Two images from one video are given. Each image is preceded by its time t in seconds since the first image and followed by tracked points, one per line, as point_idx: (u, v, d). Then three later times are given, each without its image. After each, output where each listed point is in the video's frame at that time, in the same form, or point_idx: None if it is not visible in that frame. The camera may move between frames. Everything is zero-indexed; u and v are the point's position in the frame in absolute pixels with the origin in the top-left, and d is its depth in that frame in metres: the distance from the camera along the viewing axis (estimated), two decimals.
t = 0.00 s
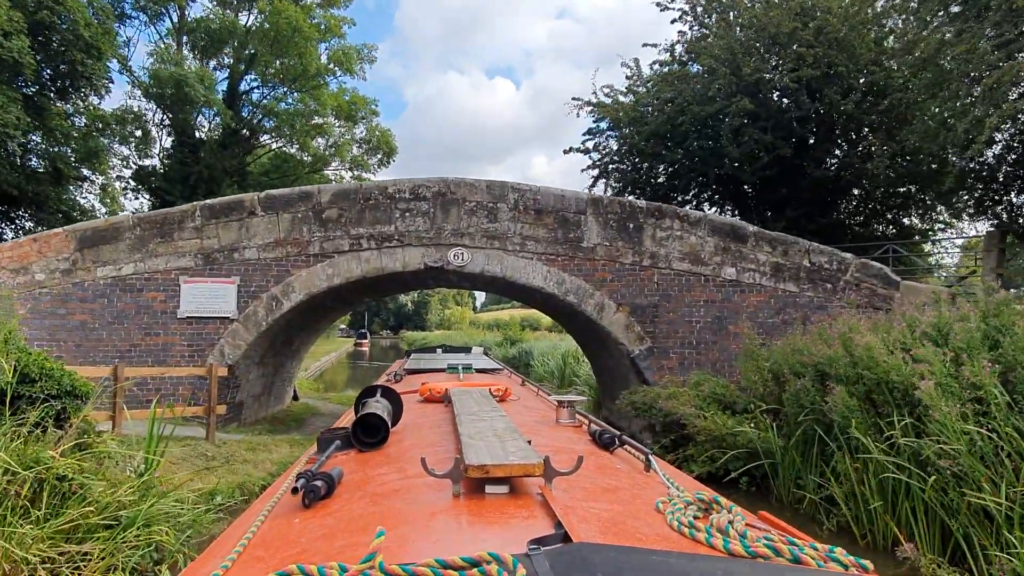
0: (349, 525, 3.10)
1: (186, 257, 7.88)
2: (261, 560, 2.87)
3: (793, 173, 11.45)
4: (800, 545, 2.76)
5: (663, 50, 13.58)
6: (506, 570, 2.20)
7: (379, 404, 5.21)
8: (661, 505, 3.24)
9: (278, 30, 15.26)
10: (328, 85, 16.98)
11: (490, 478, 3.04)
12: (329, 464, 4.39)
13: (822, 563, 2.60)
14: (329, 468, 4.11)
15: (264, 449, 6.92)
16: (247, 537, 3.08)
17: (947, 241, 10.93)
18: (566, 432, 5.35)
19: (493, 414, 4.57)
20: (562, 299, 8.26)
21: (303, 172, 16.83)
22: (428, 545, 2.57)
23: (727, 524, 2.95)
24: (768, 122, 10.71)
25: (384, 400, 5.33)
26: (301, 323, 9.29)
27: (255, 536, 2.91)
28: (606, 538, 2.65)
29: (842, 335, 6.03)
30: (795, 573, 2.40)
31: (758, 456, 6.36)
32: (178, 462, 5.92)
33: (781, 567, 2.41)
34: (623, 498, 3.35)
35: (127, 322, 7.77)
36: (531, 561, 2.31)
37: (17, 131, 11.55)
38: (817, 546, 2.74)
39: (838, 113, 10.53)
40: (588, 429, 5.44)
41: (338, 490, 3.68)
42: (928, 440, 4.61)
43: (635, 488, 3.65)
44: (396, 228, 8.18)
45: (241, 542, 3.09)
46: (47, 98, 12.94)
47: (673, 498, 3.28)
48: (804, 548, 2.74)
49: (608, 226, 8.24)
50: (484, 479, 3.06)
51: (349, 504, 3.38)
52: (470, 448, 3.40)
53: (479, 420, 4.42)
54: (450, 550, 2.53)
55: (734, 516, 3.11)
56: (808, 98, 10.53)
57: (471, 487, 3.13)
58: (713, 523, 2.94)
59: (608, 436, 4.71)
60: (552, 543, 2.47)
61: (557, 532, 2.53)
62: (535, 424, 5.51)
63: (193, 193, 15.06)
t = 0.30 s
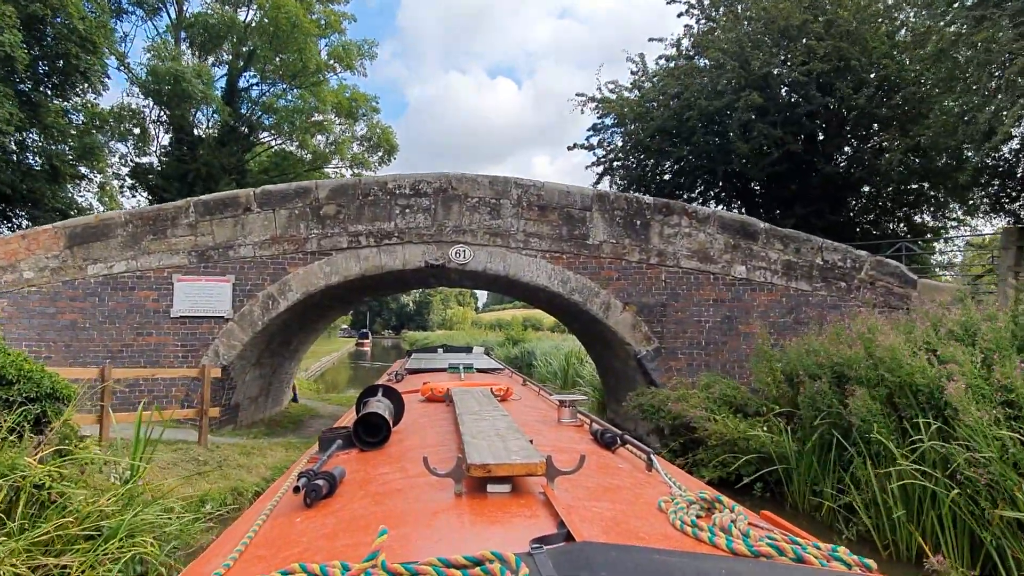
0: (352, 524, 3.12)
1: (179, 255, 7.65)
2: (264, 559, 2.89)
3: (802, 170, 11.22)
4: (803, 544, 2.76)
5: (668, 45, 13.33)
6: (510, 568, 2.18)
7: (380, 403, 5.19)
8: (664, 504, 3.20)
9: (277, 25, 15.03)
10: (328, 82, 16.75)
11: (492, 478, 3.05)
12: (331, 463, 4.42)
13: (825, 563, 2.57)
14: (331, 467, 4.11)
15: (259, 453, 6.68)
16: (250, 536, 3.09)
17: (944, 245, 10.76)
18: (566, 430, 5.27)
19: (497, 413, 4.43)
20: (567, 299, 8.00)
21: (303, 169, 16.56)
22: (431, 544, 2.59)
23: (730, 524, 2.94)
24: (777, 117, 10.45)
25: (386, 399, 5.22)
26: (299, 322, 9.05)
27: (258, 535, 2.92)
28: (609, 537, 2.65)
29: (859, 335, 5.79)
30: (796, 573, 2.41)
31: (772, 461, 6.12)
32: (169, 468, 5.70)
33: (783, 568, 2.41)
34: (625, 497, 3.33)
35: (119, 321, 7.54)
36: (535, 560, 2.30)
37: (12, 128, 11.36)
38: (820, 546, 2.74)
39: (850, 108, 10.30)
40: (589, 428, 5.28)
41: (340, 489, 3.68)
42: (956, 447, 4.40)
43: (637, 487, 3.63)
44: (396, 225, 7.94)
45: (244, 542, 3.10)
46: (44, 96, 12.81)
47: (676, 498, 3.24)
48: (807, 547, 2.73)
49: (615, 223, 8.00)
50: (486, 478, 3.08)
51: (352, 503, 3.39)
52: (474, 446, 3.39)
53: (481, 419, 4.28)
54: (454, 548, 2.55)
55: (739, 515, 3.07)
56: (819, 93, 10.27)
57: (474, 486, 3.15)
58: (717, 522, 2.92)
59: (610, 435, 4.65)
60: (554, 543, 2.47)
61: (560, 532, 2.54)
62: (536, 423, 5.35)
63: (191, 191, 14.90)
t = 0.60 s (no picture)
0: (351, 521, 3.06)
1: (172, 252, 7.42)
2: (263, 554, 2.84)
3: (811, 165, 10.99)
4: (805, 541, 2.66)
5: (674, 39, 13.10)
6: (510, 563, 2.12)
7: (382, 401, 5.11)
8: (664, 500, 3.11)
9: (276, 20, 14.81)
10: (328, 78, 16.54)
11: (493, 475, 2.99)
12: (331, 461, 4.35)
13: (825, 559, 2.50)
14: (331, 465, 4.04)
15: (253, 456, 6.46)
16: (250, 532, 3.04)
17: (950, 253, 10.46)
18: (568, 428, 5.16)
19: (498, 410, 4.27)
20: (572, 297, 7.76)
21: (303, 166, 16.31)
22: (430, 540, 2.53)
23: (729, 519, 2.83)
24: (787, 111, 10.21)
25: (386, 398, 5.11)
26: (296, 321, 8.83)
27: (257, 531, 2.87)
28: (609, 534, 2.57)
29: (878, 335, 5.57)
30: (797, 570, 2.31)
31: (785, 465, 5.90)
32: (157, 472, 5.47)
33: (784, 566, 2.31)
34: (625, 494, 3.24)
35: (109, 320, 7.31)
36: (534, 555, 2.24)
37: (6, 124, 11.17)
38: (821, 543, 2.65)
39: (860, 102, 10.06)
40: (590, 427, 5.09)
41: (340, 487, 3.62)
42: (986, 452, 4.18)
43: (639, 484, 3.53)
44: (395, 221, 7.71)
45: (243, 538, 3.05)
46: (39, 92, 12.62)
47: (675, 495, 3.14)
48: (808, 543, 2.63)
49: (621, 219, 7.77)
50: (486, 475, 3.01)
51: (353, 501, 3.34)
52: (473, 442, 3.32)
53: (482, 417, 4.14)
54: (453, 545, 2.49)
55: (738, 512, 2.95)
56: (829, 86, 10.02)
57: (474, 483, 3.08)
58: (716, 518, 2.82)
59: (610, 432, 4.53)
60: (555, 539, 2.44)
61: (560, 528, 2.50)
62: (536, 423, 5.21)
63: (188, 188, 14.71)
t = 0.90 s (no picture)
0: (350, 523, 3.07)
1: (164, 251, 7.20)
2: (262, 557, 2.84)
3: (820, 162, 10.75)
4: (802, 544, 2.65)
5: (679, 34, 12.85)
6: (505, 566, 2.16)
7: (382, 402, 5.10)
8: (661, 503, 3.09)
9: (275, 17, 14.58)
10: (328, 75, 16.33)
11: (490, 477, 3.00)
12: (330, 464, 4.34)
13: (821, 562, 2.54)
14: (330, 467, 4.04)
15: (247, 462, 6.23)
16: (250, 535, 3.04)
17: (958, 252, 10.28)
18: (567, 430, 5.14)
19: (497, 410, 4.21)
20: (577, 297, 7.53)
21: (302, 165, 16.06)
22: (428, 544, 2.54)
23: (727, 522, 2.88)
24: (796, 107, 9.97)
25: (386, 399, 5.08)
26: (294, 322, 8.61)
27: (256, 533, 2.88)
28: (606, 537, 2.58)
29: (898, 337, 5.34)
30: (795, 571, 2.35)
31: (800, 472, 5.69)
32: (146, 480, 5.26)
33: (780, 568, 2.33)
34: (623, 496, 3.23)
35: (100, 321, 7.09)
36: (531, 558, 2.29)
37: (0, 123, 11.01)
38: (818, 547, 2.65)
39: (871, 97, 9.83)
40: (590, 428, 5.09)
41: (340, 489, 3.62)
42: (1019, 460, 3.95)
43: (638, 488, 3.47)
44: (394, 219, 7.48)
45: (242, 541, 3.05)
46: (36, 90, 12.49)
47: (673, 497, 3.12)
48: (806, 547, 2.62)
49: (627, 217, 7.54)
50: (484, 477, 3.02)
51: (352, 503, 3.34)
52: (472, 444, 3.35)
53: (481, 418, 4.11)
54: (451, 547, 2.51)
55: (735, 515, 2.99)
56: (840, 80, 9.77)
57: (472, 485, 3.09)
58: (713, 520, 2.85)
59: (609, 434, 4.51)
60: (552, 542, 2.48)
61: (558, 531, 2.53)
62: (535, 423, 5.20)
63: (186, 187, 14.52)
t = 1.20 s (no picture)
0: (348, 523, 3.07)
1: (155, 248, 6.97)
2: (259, 557, 2.81)
3: (829, 158, 10.50)
4: (797, 544, 2.76)
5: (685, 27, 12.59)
6: (500, 566, 2.18)
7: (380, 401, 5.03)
8: (659, 503, 3.21)
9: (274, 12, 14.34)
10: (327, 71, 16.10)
11: (488, 478, 3.04)
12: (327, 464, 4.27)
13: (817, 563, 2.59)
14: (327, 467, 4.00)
15: (240, 467, 6.02)
16: (245, 535, 3.03)
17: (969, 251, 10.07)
18: (565, 431, 5.17)
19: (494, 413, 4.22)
20: (581, 295, 7.29)
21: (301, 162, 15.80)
22: (426, 545, 2.57)
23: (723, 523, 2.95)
24: (806, 101, 9.72)
25: (385, 399, 5.03)
26: (290, 321, 8.39)
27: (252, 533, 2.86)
28: (602, 536, 2.65)
29: (920, 338, 5.10)
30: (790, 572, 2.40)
31: (814, 477, 5.46)
32: (131, 487, 5.04)
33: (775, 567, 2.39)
34: (620, 497, 3.32)
35: (89, 321, 6.87)
36: (526, 558, 2.30)
37: None
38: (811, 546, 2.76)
39: (883, 91, 9.58)
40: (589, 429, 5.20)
41: (337, 489, 3.61)
42: None
43: (634, 486, 3.59)
44: (393, 215, 7.24)
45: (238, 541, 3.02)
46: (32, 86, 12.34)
47: (671, 497, 3.24)
48: (799, 547, 2.73)
49: (633, 213, 7.29)
50: (482, 478, 3.07)
51: (350, 501, 3.35)
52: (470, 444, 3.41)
53: (480, 419, 4.10)
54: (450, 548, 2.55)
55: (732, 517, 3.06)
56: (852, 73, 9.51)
57: (469, 486, 3.14)
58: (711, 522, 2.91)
59: (607, 435, 4.57)
60: (548, 542, 2.50)
61: (554, 531, 2.55)
62: (534, 423, 5.27)
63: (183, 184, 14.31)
